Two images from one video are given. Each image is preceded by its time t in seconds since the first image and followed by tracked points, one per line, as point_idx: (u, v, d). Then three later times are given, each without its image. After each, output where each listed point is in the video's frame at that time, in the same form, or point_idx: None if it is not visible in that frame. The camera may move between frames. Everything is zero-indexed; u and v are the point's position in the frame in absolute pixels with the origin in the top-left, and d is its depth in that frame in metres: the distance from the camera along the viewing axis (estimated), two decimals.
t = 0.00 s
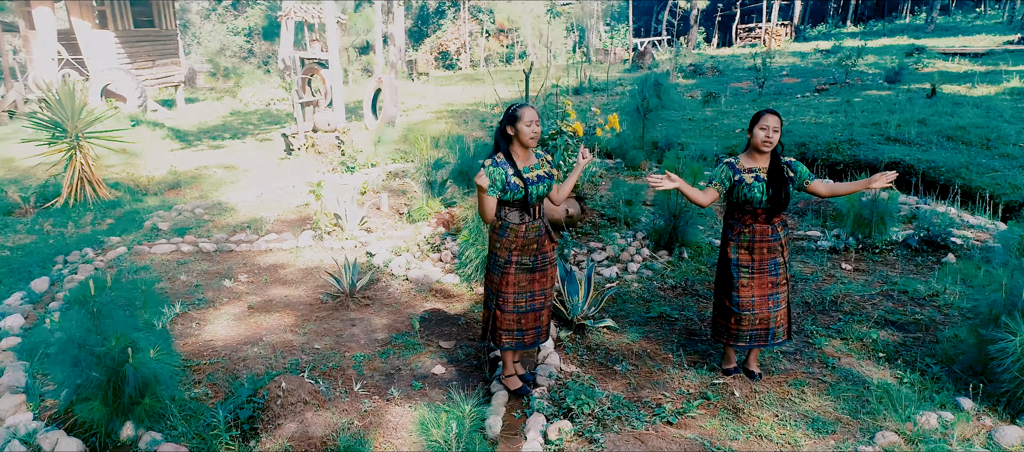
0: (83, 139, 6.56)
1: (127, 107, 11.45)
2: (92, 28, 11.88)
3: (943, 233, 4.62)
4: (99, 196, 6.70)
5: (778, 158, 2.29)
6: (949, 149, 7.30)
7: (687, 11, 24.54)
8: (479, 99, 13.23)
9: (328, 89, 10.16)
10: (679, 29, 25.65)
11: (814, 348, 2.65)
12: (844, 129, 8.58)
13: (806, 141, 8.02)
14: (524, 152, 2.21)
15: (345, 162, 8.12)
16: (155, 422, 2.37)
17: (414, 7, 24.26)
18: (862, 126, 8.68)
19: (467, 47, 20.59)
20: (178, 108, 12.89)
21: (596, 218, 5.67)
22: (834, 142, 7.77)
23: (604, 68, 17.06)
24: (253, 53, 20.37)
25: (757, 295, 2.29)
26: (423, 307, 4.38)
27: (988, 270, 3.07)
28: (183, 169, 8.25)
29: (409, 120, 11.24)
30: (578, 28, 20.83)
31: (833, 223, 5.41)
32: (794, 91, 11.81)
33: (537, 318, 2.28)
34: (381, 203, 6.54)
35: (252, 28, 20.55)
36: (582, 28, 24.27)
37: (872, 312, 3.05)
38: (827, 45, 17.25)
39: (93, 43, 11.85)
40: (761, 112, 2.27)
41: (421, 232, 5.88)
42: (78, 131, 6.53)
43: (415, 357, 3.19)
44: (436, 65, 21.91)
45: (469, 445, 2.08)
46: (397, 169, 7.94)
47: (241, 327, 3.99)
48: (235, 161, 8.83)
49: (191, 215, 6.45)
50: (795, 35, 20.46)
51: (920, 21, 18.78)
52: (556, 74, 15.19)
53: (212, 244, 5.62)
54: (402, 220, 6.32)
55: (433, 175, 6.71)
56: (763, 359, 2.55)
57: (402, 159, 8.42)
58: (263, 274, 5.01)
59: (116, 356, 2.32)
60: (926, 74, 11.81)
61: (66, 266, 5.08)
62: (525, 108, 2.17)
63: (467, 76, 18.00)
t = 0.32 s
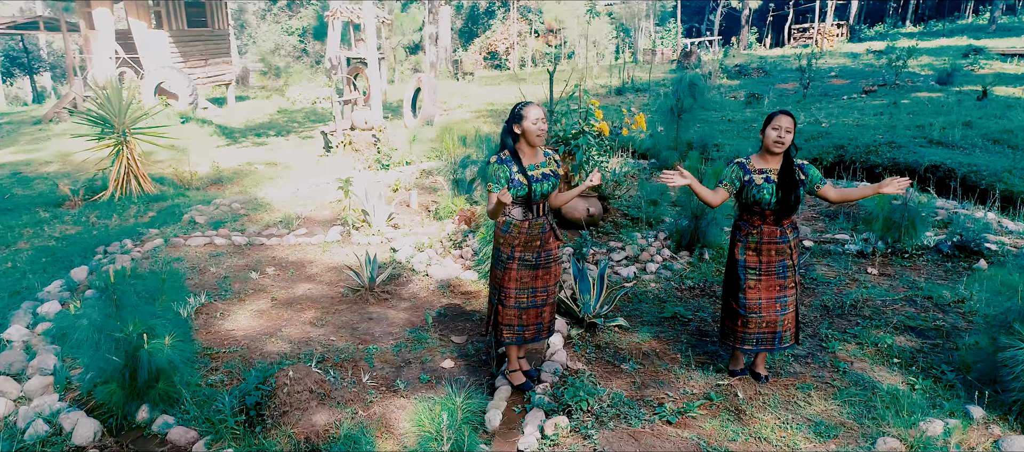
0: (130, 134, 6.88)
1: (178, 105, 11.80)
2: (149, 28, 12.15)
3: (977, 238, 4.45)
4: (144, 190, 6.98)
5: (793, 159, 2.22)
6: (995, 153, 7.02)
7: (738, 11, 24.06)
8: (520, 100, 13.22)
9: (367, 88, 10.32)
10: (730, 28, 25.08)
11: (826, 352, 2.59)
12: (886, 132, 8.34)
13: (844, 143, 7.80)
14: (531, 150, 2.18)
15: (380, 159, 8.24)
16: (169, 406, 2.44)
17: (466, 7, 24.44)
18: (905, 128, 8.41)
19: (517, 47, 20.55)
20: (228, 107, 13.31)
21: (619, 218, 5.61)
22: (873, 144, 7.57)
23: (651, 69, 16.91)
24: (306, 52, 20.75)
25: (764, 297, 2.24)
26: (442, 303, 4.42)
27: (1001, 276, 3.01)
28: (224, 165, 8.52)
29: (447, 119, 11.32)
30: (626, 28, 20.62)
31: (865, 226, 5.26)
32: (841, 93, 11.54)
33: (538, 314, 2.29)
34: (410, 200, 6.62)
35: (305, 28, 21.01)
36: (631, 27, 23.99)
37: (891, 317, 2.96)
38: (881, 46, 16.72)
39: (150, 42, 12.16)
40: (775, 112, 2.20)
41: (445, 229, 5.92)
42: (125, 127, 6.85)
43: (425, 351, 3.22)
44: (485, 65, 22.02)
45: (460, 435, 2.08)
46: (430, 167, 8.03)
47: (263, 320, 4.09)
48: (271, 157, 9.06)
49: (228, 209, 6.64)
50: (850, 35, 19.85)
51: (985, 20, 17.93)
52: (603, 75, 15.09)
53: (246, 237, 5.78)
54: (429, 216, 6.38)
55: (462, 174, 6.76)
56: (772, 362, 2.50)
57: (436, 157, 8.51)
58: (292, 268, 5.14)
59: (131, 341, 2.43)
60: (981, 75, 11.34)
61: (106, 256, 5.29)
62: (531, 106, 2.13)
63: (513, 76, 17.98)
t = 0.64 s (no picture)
0: (171, 131, 7.16)
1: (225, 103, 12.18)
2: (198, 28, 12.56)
3: (1011, 245, 4.29)
4: (183, 185, 7.23)
5: (802, 162, 2.17)
6: None
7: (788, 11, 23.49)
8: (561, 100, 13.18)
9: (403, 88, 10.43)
10: (781, 28, 24.50)
11: (837, 357, 2.54)
12: (927, 135, 8.09)
13: (882, 146, 7.62)
14: (533, 147, 2.18)
15: (412, 158, 8.32)
16: (181, 393, 2.52)
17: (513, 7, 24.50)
18: (947, 131, 8.14)
19: (564, 47, 20.44)
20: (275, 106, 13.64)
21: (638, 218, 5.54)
22: (911, 148, 7.36)
23: (695, 69, 16.71)
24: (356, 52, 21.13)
25: (766, 299, 2.23)
26: (459, 299, 4.45)
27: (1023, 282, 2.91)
28: (261, 162, 8.74)
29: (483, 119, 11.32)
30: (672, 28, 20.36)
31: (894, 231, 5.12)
32: (886, 95, 11.24)
33: (539, 311, 2.29)
34: (436, 198, 6.69)
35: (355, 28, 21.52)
36: (678, 27, 23.66)
37: (909, 323, 2.88)
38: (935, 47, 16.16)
39: (199, 42, 12.58)
40: (786, 113, 2.16)
41: (467, 227, 5.95)
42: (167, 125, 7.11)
43: (436, 346, 3.24)
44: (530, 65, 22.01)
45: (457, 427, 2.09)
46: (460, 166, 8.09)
47: (281, 313, 4.17)
48: (303, 155, 9.25)
49: (262, 205, 6.80)
50: (904, 35, 19.20)
51: None
52: (647, 76, 14.94)
53: (277, 233, 5.93)
54: (453, 214, 6.43)
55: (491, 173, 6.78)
56: (780, 365, 2.46)
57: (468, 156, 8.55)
58: (317, 263, 5.24)
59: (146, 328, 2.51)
60: None
61: (142, 247, 5.49)
62: (534, 105, 2.13)
63: (555, 76, 17.92)
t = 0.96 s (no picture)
0: (204, 129, 7.36)
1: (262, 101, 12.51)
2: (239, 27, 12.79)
3: None
4: (213, 181, 7.41)
5: (805, 165, 2.12)
6: None
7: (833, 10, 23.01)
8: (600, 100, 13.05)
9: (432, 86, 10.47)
10: (828, 28, 23.92)
11: (842, 361, 2.50)
12: (963, 137, 7.87)
13: (914, 148, 7.46)
14: (530, 144, 2.17)
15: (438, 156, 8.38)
16: (188, 382, 2.58)
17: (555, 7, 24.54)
18: (984, 134, 7.91)
19: (606, 47, 20.29)
20: (314, 105, 13.87)
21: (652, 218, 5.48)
22: (943, 150, 7.20)
23: (735, 70, 16.55)
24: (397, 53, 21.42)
25: (760, 298, 2.25)
26: (470, 296, 4.47)
27: None
28: (293, 160, 8.85)
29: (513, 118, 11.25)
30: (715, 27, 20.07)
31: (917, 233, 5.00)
32: (927, 96, 10.97)
33: (537, 309, 2.26)
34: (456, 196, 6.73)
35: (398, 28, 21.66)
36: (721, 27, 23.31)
37: (920, 328, 2.81)
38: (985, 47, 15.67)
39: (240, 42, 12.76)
40: (789, 115, 2.10)
41: (484, 225, 5.98)
42: (200, 122, 7.33)
43: (440, 342, 3.26)
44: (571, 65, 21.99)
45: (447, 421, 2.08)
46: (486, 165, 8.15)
47: (295, 308, 4.24)
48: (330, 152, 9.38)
49: (288, 202, 6.93)
50: (954, 36, 18.64)
51: None
52: (685, 76, 14.80)
53: (300, 229, 6.04)
54: (473, 212, 6.46)
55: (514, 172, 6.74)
56: (782, 367, 2.42)
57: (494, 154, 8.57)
58: (336, 259, 5.32)
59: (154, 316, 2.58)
60: None
61: (169, 240, 5.64)
62: (531, 102, 2.13)
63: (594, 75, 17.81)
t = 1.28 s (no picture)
0: (235, 126, 7.52)
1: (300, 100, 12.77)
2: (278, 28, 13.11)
3: None
4: (243, 178, 7.57)
5: (804, 166, 2.08)
6: None
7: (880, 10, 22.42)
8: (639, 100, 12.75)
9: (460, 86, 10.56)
10: (875, 28, 23.28)
11: (846, 366, 2.45)
12: (1001, 140, 7.64)
13: (947, 151, 7.31)
14: (527, 142, 2.18)
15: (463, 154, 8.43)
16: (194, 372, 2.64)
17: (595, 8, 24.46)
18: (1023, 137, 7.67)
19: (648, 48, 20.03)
20: (351, 104, 14.01)
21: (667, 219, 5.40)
22: (977, 154, 7.05)
23: (774, 70, 16.32)
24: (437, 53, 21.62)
25: (760, 300, 2.21)
26: (481, 293, 4.48)
27: None
28: (323, 158, 8.96)
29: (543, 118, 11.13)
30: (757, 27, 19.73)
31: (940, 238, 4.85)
32: (970, 98, 10.66)
33: (532, 307, 2.26)
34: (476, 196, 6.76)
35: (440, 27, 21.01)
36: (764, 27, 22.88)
37: (931, 334, 2.73)
38: None
39: (280, 42, 13.17)
40: (788, 115, 2.05)
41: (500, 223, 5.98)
42: (232, 120, 7.50)
43: (445, 338, 3.27)
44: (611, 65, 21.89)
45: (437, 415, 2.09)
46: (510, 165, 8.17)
47: (308, 302, 4.29)
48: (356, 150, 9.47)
49: (312, 198, 7.04)
50: (1007, 36, 18.00)
51: None
52: (722, 77, 14.59)
53: (322, 226, 6.13)
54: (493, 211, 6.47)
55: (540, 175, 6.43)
56: (783, 370, 2.39)
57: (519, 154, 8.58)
58: (353, 256, 5.37)
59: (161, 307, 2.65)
60: None
61: (196, 234, 5.79)
62: (528, 100, 2.13)
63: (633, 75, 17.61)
